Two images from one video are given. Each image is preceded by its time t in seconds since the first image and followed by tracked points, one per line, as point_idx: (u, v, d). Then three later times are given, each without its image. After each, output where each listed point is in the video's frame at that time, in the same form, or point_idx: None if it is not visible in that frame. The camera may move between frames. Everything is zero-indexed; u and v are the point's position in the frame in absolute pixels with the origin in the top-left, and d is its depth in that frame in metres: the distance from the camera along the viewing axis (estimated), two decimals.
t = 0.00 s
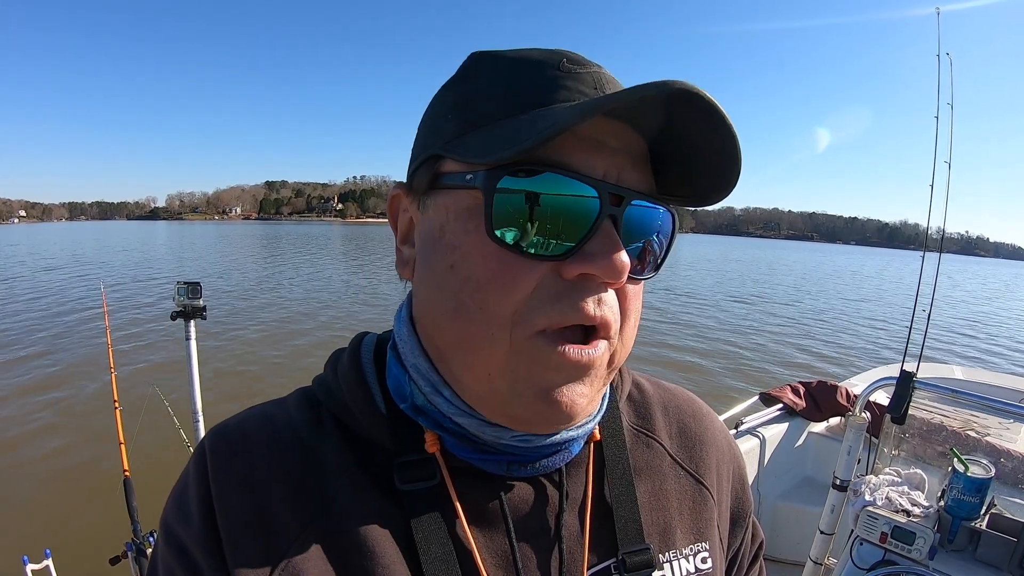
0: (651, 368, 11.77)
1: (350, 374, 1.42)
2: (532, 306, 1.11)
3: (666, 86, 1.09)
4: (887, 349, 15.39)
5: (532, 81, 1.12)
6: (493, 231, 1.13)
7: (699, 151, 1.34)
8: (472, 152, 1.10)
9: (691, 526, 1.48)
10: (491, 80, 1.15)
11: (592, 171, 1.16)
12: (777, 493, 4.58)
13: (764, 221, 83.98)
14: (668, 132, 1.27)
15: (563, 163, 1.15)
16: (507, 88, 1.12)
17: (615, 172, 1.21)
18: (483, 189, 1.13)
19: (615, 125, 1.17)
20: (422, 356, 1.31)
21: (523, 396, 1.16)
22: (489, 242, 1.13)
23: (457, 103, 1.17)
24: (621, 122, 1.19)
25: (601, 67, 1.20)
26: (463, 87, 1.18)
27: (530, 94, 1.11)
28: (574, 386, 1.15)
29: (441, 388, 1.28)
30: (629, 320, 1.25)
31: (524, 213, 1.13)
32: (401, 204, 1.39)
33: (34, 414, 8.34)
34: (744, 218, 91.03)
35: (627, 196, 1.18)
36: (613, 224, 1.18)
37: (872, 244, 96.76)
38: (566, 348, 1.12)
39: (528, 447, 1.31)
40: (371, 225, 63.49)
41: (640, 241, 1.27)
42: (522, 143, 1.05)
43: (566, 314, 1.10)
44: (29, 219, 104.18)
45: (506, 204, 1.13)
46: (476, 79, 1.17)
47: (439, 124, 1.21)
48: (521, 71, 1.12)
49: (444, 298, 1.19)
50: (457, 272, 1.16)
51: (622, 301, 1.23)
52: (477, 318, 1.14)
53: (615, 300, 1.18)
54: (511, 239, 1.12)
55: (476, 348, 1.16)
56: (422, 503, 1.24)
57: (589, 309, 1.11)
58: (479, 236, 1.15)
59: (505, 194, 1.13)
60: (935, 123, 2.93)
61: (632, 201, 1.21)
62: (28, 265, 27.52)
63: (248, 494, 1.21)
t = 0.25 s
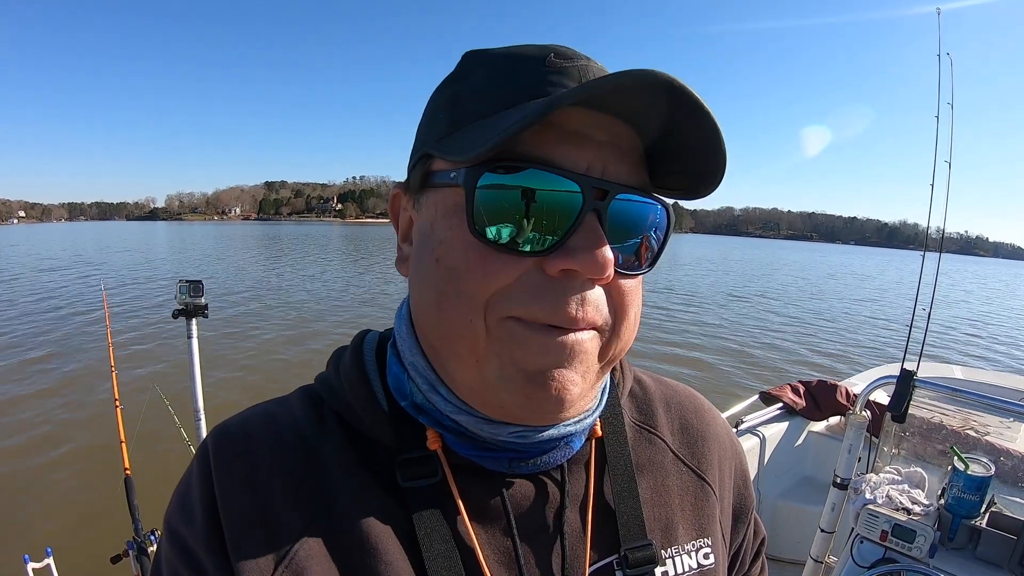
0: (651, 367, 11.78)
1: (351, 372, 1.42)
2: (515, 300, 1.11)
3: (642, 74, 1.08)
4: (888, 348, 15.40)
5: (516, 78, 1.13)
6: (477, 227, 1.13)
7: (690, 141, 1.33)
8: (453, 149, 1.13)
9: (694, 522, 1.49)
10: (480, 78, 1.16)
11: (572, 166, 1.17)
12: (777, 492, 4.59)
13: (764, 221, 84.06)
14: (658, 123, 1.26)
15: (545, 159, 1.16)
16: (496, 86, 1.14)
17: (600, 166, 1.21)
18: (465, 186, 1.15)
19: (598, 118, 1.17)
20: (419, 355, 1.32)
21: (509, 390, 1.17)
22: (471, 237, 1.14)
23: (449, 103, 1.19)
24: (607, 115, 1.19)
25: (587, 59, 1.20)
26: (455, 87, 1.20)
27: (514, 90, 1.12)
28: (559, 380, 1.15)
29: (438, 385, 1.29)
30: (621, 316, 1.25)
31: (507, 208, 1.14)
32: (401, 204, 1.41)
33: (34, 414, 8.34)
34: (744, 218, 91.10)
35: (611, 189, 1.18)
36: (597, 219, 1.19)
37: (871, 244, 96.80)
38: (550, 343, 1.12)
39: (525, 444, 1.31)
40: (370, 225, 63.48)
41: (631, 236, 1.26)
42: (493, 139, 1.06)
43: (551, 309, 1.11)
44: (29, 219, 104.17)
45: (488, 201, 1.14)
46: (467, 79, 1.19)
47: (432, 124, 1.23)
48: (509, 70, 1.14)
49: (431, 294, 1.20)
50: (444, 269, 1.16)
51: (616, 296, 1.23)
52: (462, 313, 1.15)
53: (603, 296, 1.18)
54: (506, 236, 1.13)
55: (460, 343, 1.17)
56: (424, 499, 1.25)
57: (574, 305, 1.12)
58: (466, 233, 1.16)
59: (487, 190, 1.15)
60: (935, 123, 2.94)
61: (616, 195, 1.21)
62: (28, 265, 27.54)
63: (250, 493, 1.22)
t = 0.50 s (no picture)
0: (650, 368, 11.79)
1: (355, 372, 1.43)
2: (496, 298, 1.13)
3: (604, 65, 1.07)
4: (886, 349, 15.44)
5: (495, 77, 1.13)
6: (457, 227, 1.15)
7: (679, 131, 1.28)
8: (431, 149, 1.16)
9: (696, 522, 1.50)
10: (468, 78, 1.17)
11: (545, 162, 1.17)
12: (776, 492, 4.61)
13: (763, 221, 84.29)
14: (644, 114, 1.22)
15: (519, 158, 1.17)
16: (477, 87, 1.14)
17: (578, 162, 1.20)
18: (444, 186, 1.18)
19: (574, 112, 1.16)
20: (417, 355, 1.33)
21: (493, 388, 1.18)
22: (450, 236, 1.16)
23: (437, 105, 1.21)
24: (587, 110, 1.18)
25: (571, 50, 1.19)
26: (445, 90, 1.22)
27: (490, 89, 1.12)
28: (543, 379, 1.15)
29: (436, 385, 1.30)
30: (610, 312, 1.25)
31: (487, 207, 1.16)
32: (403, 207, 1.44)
33: (34, 415, 8.34)
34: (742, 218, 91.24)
35: (588, 185, 1.18)
36: (575, 215, 1.19)
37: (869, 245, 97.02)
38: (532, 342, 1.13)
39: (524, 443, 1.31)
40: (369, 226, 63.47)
41: (618, 231, 1.24)
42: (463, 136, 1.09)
43: (533, 307, 1.12)
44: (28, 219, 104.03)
45: (470, 200, 1.16)
46: (456, 81, 1.20)
47: (424, 128, 1.25)
48: (491, 69, 1.14)
49: (418, 293, 1.22)
50: (431, 269, 1.19)
51: (606, 297, 1.23)
52: (448, 313, 1.16)
53: (586, 294, 1.19)
54: (500, 235, 1.14)
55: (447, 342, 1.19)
56: (427, 499, 1.26)
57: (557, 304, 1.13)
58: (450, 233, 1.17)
59: (465, 189, 1.17)
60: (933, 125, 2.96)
61: (595, 190, 1.20)
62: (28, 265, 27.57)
63: (254, 493, 1.22)
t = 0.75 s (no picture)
0: (648, 368, 11.81)
1: (355, 372, 1.44)
2: (480, 301, 1.14)
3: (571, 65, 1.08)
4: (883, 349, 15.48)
5: (476, 80, 1.14)
6: (440, 231, 1.17)
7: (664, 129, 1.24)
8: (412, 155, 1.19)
9: (694, 522, 1.50)
10: (457, 81, 1.18)
11: (521, 164, 1.18)
12: (774, 493, 4.62)
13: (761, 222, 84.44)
14: (625, 113, 1.20)
15: (498, 161, 1.18)
16: (461, 90, 1.16)
17: (557, 163, 1.21)
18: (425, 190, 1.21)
19: (551, 113, 1.16)
20: (412, 357, 1.34)
21: (477, 388, 1.20)
22: (432, 239, 1.18)
23: (427, 109, 1.23)
24: (566, 110, 1.17)
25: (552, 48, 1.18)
26: (435, 93, 1.23)
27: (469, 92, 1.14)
28: (524, 380, 1.17)
29: (430, 388, 1.30)
30: (599, 316, 1.25)
31: (470, 209, 1.17)
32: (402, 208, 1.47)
33: (32, 416, 8.32)
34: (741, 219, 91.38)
35: (567, 186, 1.17)
36: (554, 218, 1.18)
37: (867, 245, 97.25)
38: (515, 343, 1.14)
39: (517, 445, 1.31)
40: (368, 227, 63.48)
41: (601, 233, 1.23)
42: (435, 140, 1.12)
43: (516, 309, 1.13)
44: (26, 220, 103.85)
45: (451, 204, 1.18)
46: (445, 85, 1.21)
47: (416, 130, 1.27)
48: (474, 72, 1.15)
49: (406, 296, 1.25)
50: (418, 272, 1.21)
51: (593, 300, 1.24)
52: (432, 315, 1.18)
53: (570, 297, 1.19)
54: (492, 237, 1.15)
55: (432, 345, 1.21)
56: (427, 500, 1.26)
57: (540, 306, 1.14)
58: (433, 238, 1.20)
59: (445, 193, 1.19)
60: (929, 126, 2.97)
61: (574, 191, 1.19)
62: (26, 267, 27.51)
63: (253, 494, 1.23)
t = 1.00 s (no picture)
0: (647, 368, 11.81)
1: (351, 374, 1.43)
2: (475, 304, 1.14)
3: (561, 68, 1.08)
4: (881, 349, 15.50)
5: (470, 83, 1.14)
6: (433, 234, 1.17)
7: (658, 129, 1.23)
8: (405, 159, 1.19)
9: (691, 524, 1.50)
10: (451, 83, 1.18)
11: (513, 168, 1.18)
12: (773, 493, 4.62)
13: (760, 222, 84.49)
14: (618, 113, 1.19)
15: (490, 165, 1.18)
16: (453, 92, 1.16)
17: (551, 165, 1.20)
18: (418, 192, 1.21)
19: (544, 114, 1.16)
20: (408, 359, 1.34)
21: (473, 391, 1.19)
22: (425, 243, 1.18)
23: (421, 111, 1.23)
24: (559, 111, 1.16)
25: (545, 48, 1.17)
26: (429, 95, 1.23)
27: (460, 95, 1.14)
28: (520, 383, 1.16)
29: (426, 392, 1.30)
30: (596, 318, 1.24)
31: (464, 212, 1.17)
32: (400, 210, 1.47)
33: (30, 417, 8.30)
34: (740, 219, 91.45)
35: (561, 189, 1.17)
36: (548, 222, 1.18)
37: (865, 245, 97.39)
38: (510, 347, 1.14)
39: (513, 448, 1.31)
40: (367, 227, 63.48)
41: (595, 235, 1.22)
42: (426, 143, 1.13)
43: (511, 312, 1.13)
44: (25, 221, 103.87)
45: (444, 207, 1.18)
46: (439, 86, 1.21)
47: (411, 133, 1.27)
48: (467, 75, 1.15)
49: (401, 299, 1.25)
50: (412, 275, 1.21)
51: (590, 303, 1.23)
52: (426, 320, 1.18)
53: (566, 299, 1.19)
54: (487, 239, 1.15)
55: (427, 348, 1.21)
56: (423, 503, 1.26)
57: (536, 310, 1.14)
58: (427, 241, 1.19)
59: (439, 195, 1.19)
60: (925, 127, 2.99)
61: (569, 194, 1.19)
62: (24, 268, 27.47)
63: (250, 496, 1.22)
